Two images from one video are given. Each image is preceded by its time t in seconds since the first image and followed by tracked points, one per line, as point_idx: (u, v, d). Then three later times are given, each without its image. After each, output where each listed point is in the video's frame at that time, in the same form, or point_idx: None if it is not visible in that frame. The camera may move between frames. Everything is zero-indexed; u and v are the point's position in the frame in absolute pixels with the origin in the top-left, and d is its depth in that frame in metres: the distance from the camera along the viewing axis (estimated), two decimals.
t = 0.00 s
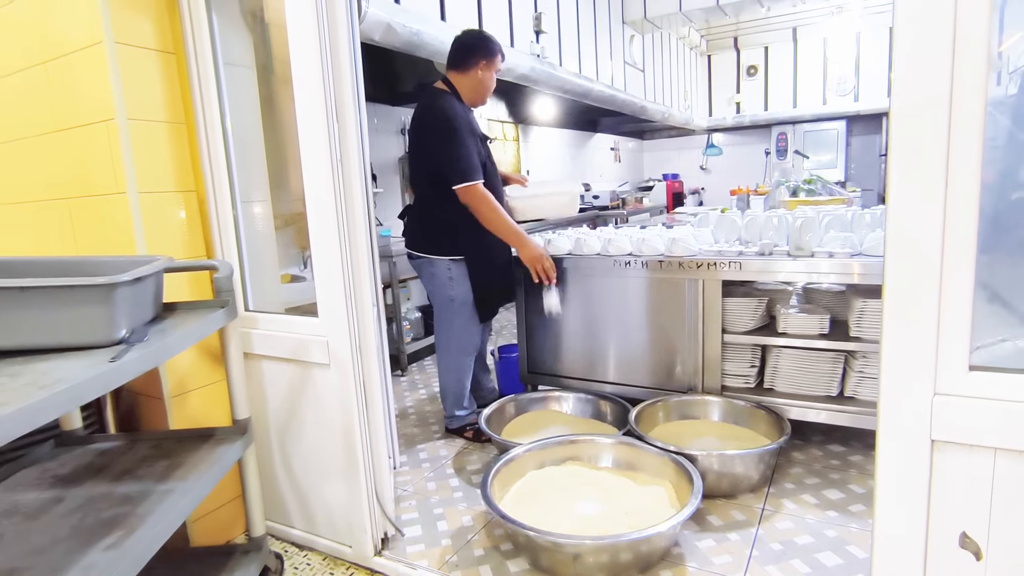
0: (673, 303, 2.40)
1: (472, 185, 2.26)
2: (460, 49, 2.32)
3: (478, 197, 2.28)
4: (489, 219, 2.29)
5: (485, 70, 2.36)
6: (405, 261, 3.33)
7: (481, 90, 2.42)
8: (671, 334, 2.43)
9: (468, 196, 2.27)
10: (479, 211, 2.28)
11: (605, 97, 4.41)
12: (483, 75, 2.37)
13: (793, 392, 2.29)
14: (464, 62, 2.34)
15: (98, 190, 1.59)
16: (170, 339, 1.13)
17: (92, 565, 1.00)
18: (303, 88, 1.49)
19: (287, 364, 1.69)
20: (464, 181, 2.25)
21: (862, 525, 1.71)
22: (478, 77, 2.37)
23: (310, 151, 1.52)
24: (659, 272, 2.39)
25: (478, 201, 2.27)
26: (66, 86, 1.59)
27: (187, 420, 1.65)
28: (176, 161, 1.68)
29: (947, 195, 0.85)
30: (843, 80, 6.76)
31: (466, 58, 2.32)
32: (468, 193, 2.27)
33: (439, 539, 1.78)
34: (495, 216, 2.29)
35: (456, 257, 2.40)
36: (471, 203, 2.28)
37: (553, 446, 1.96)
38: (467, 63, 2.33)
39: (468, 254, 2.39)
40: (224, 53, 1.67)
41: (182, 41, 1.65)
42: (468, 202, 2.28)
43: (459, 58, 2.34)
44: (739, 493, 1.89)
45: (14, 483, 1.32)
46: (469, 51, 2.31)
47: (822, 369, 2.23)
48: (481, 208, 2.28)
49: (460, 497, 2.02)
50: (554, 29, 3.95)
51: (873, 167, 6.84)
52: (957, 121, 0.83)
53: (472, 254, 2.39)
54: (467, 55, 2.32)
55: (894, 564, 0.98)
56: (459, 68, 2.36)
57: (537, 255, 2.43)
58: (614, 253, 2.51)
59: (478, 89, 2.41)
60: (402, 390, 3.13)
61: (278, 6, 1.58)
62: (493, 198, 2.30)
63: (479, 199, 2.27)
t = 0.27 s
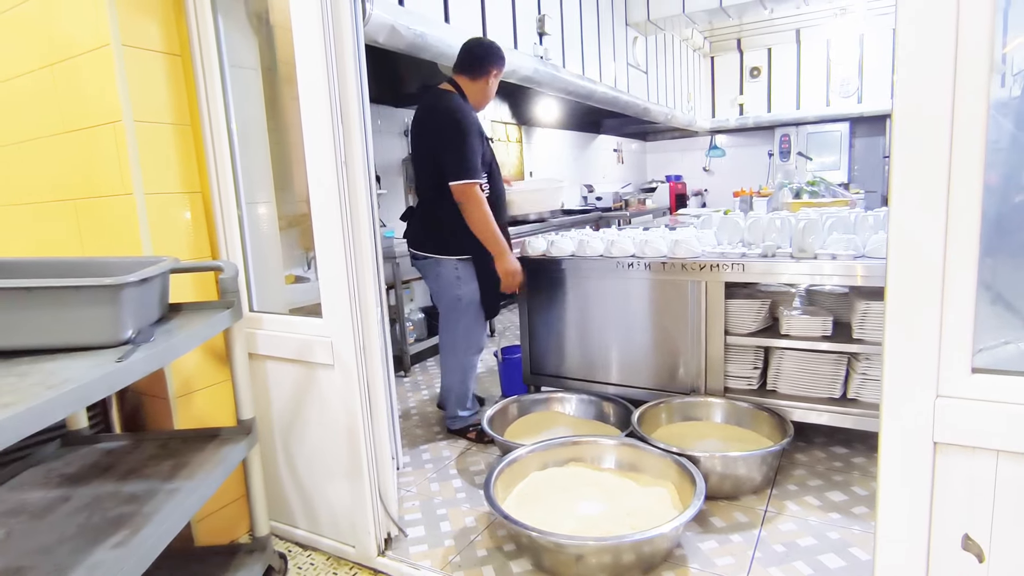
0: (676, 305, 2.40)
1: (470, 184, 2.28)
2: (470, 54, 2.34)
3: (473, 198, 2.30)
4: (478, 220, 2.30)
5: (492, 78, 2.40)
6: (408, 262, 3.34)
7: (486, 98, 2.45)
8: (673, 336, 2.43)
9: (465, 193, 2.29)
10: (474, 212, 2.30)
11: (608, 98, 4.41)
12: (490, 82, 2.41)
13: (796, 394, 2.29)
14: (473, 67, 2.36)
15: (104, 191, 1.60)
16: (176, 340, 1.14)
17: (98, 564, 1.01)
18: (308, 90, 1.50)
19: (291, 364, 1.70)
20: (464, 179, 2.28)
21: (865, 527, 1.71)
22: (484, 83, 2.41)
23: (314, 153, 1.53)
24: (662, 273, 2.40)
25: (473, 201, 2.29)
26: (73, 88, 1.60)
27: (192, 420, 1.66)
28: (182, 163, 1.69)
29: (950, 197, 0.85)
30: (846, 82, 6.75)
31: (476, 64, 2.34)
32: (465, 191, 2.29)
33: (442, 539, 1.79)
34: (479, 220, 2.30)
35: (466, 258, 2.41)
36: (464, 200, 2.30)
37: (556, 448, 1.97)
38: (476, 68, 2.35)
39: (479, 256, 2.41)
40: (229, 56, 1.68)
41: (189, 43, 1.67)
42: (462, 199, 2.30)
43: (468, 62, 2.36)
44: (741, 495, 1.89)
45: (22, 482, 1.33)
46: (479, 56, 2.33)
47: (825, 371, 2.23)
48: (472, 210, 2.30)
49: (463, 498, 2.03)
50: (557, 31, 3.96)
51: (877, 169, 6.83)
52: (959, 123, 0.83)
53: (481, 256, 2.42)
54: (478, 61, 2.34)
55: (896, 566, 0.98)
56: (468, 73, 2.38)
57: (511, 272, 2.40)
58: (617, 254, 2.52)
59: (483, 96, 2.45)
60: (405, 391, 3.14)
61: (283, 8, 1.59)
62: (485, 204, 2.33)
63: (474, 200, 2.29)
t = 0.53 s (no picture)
0: (680, 306, 2.40)
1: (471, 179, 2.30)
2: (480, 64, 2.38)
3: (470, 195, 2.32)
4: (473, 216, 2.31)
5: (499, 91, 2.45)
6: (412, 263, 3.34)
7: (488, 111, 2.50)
8: (677, 337, 2.43)
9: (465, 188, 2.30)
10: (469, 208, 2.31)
11: (611, 99, 4.41)
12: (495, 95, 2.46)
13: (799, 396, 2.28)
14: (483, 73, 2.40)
15: (110, 192, 1.61)
16: (182, 341, 1.15)
17: (104, 563, 1.01)
18: (313, 92, 1.51)
19: (296, 365, 1.71)
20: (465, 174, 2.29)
21: (869, 529, 1.71)
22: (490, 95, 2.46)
23: (319, 154, 1.53)
24: (666, 275, 2.40)
25: (472, 195, 2.31)
26: (79, 89, 1.61)
27: (196, 421, 1.67)
28: (187, 164, 1.70)
29: (955, 199, 0.85)
30: (850, 83, 6.73)
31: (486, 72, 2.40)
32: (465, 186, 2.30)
33: (446, 540, 1.79)
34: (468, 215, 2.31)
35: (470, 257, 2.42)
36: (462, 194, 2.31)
37: (559, 449, 1.97)
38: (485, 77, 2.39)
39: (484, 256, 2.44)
40: (234, 57, 1.69)
41: (194, 45, 1.67)
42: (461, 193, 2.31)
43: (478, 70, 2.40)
44: (745, 497, 1.89)
45: (28, 481, 1.34)
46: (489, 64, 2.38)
47: (829, 373, 2.22)
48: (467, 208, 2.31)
49: (466, 498, 2.03)
50: (561, 32, 3.96)
51: (881, 170, 6.82)
52: (964, 125, 0.83)
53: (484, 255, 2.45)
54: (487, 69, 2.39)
55: (901, 569, 0.98)
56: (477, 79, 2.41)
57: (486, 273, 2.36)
58: (621, 255, 2.52)
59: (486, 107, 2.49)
60: (408, 391, 3.14)
61: (288, 10, 1.59)
62: (481, 204, 2.34)
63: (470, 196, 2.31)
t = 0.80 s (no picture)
0: (683, 307, 2.40)
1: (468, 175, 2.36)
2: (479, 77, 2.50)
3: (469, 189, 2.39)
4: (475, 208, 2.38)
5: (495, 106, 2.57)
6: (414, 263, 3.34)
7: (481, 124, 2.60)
8: (679, 337, 2.43)
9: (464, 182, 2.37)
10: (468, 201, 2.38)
11: (614, 99, 4.41)
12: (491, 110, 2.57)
13: (803, 397, 2.28)
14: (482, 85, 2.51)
15: (114, 192, 1.61)
16: (185, 340, 1.15)
17: (108, 563, 1.02)
18: (316, 92, 1.51)
19: (298, 364, 1.71)
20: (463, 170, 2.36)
21: (873, 531, 1.70)
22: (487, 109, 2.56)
23: (321, 153, 1.53)
24: (669, 275, 2.39)
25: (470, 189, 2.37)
26: (83, 89, 1.61)
27: (199, 420, 1.67)
28: (191, 163, 1.70)
29: (961, 199, 0.85)
30: (854, 83, 6.72)
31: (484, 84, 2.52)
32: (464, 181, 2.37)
33: (448, 540, 1.79)
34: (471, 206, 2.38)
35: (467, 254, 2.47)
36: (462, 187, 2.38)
37: (562, 449, 1.97)
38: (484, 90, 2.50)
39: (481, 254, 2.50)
40: (238, 57, 1.69)
41: (198, 45, 1.68)
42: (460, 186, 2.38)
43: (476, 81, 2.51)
44: (748, 498, 1.89)
45: (31, 480, 1.34)
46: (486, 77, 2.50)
47: (833, 373, 2.22)
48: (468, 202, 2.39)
49: (468, 499, 2.03)
50: (564, 32, 3.95)
51: (885, 171, 6.80)
52: (970, 125, 0.83)
53: (480, 254, 2.51)
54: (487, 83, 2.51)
55: (905, 571, 0.98)
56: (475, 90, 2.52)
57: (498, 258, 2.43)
58: (624, 255, 2.51)
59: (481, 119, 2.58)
60: (410, 391, 3.14)
61: (291, 10, 1.59)
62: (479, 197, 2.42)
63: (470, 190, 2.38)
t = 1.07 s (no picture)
0: (685, 306, 2.39)
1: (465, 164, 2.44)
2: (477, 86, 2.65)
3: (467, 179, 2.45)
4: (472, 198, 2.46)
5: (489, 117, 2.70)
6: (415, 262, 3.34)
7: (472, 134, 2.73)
8: (681, 337, 2.42)
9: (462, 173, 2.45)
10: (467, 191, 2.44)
11: (616, 99, 4.40)
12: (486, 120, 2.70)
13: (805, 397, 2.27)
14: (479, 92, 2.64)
15: (115, 190, 1.61)
16: (186, 339, 1.14)
17: (108, 562, 1.01)
18: (318, 91, 1.50)
19: (299, 363, 1.70)
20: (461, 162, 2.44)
21: (876, 531, 1.69)
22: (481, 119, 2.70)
23: (323, 152, 1.53)
24: (670, 274, 2.39)
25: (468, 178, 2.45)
26: (84, 87, 1.61)
27: (200, 419, 1.66)
28: (192, 162, 1.70)
29: (966, 198, 0.84)
30: (856, 82, 6.70)
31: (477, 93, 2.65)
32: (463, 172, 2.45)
33: (449, 540, 1.78)
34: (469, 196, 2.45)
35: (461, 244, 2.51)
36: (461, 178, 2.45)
37: (563, 449, 1.96)
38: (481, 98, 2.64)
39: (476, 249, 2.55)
40: (239, 55, 1.69)
41: (199, 43, 1.67)
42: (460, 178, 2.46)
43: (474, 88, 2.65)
44: (750, 498, 1.88)
45: (32, 479, 1.34)
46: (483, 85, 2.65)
47: (836, 373, 2.21)
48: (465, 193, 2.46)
49: (469, 499, 2.02)
50: (565, 31, 3.94)
51: (886, 170, 6.79)
52: (976, 123, 0.82)
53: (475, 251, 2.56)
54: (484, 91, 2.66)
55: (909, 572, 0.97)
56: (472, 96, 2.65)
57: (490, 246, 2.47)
58: (625, 255, 2.51)
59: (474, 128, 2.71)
60: (411, 391, 3.14)
61: (292, 9, 1.59)
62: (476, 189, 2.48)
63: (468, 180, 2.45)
